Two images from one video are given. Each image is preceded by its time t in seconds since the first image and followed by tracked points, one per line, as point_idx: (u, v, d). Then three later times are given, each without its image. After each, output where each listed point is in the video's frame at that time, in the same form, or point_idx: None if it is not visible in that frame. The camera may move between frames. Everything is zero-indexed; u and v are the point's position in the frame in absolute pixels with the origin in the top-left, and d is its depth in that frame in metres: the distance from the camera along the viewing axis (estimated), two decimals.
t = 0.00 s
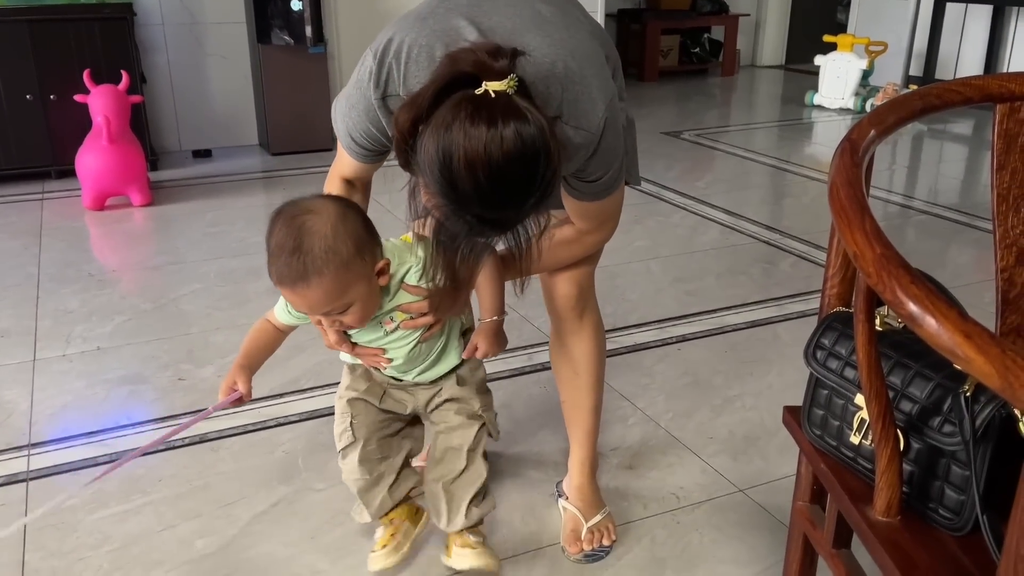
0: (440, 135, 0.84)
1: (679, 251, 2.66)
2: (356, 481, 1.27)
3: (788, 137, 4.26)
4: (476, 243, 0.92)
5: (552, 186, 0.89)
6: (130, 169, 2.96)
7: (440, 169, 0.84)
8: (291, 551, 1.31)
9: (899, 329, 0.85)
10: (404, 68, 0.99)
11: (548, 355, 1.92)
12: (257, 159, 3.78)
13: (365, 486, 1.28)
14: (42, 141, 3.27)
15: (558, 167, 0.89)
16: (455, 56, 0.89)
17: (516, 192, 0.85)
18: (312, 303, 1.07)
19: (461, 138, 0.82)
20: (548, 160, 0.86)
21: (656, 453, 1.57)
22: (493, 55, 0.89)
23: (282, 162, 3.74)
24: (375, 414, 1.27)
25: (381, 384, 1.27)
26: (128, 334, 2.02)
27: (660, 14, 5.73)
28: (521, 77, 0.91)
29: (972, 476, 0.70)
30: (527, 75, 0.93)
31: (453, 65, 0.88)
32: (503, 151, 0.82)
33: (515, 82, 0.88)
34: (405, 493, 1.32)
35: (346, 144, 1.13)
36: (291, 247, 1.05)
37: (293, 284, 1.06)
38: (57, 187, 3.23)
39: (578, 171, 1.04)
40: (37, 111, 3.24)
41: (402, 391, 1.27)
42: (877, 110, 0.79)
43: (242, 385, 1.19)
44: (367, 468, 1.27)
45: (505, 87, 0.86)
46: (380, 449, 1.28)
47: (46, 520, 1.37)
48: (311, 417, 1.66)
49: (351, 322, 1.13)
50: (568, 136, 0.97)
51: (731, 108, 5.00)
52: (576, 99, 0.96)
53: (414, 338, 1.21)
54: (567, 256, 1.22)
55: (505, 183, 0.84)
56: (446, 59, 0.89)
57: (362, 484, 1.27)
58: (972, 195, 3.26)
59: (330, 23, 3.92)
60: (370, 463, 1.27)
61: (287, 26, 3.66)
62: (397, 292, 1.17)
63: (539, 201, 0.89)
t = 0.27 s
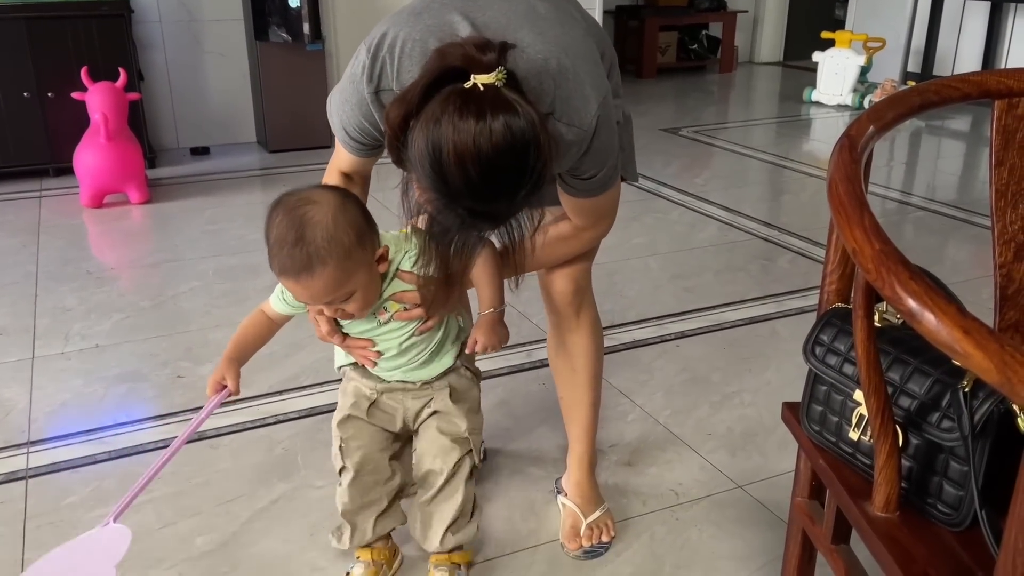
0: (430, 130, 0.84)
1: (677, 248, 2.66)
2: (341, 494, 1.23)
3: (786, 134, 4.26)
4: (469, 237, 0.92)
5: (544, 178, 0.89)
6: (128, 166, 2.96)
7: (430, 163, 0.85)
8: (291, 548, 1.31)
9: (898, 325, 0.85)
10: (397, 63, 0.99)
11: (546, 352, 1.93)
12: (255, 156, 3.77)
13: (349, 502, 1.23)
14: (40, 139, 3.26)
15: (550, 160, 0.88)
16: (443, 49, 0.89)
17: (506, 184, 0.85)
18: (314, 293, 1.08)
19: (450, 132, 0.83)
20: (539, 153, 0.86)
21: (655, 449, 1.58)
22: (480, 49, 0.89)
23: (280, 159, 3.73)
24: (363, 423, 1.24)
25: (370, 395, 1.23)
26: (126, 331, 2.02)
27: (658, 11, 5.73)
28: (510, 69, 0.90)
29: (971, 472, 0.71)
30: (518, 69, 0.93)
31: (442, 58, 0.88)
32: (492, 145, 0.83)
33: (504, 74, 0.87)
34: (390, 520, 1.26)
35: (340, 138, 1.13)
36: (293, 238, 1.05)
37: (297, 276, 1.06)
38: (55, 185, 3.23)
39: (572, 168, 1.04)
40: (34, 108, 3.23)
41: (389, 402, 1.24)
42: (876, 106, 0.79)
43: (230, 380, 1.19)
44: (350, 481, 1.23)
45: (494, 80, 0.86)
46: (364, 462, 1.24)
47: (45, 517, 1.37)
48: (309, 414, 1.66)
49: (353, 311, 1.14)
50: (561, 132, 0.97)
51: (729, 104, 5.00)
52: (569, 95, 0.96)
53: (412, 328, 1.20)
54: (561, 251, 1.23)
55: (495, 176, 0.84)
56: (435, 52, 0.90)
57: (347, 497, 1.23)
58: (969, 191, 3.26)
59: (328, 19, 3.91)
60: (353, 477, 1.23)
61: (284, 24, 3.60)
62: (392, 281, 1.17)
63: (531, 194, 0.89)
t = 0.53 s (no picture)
0: (415, 89, 0.84)
1: (676, 246, 2.66)
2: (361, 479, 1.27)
3: (784, 132, 4.26)
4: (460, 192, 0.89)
5: (536, 134, 0.87)
6: (126, 166, 2.95)
7: (416, 119, 0.84)
8: (290, 547, 1.31)
9: (895, 324, 0.85)
10: (394, 33, 0.98)
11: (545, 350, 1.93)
12: (253, 156, 3.77)
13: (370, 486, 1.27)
14: (37, 139, 3.26)
15: (541, 115, 0.87)
16: (429, 8, 0.90)
17: (494, 137, 0.84)
18: (322, 304, 1.06)
19: (434, 87, 0.83)
20: (527, 106, 0.85)
21: (653, 448, 1.58)
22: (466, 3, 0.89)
23: (278, 158, 3.73)
24: (372, 415, 1.24)
25: (378, 381, 1.23)
26: (125, 331, 2.02)
27: (656, 10, 5.73)
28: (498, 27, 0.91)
29: (968, 470, 0.71)
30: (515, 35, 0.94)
31: (427, 14, 0.89)
32: (476, 96, 0.82)
33: (491, 24, 0.89)
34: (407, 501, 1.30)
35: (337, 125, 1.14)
36: (292, 256, 1.01)
37: (303, 291, 1.03)
38: (53, 184, 3.22)
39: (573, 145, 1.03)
40: (32, 108, 3.23)
41: (397, 393, 1.23)
42: (874, 105, 0.79)
43: (237, 396, 1.16)
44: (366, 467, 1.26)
45: (478, 30, 0.87)
46: (377, 450, 1.25)
47: (44, 518, 1.37)
48: (308, 414, 1.66)
49: (365, 311, 1.12)
50: (561, 106, 0.97)
51: (727, 103, 5.00)
52: (569, 68, 0.97)
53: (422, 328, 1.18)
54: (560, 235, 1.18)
55: (480, 127, 0.83)
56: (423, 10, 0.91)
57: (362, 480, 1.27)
58: (967, 189, 3.26)
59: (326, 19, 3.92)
60: (369, 464, 1.26)
61: (282, 23, 3.61)
62: (401, 280, 1.14)
63: (524, 150, 0.87)
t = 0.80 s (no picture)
0: (425, 64, 0.85)
1: (674, 247, 2.66)
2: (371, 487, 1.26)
3: (782, 132, 4.27)
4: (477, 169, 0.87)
5: (548, 104, 0.87)
6: (125, 168, 2.95)
7: (428, 94, 0.84)
8: (290, 549, 1.31)
9: (893, 324, 0.85)
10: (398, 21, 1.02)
11: (544, 351, 1.93)
12: (251, 157, 3.77)
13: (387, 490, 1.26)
14: (36, 141, 3.26)
15: (552, 87, 0.87)
16: None
17: (507, 106, 0.83)
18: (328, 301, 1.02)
19: (444, 59, 0.83)
20: (538, 76, 0.85)
21: (652, 448, 1.58)
22: None
23: (276, 160, 3.73)
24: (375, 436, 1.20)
25: (386, 400, 1.18)
26: (124, 333, 2.01)
27: (654, 10, 5.73)
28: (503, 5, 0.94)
29: (967, 470, 0.71)
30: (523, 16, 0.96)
31: None
32: (487, 64, 0.82)
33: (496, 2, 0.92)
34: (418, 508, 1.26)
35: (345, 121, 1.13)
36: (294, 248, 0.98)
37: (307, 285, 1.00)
38: (52, 187, 3.22)
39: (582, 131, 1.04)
40: (30, 110, 3.23)
41: (402, 413, 1.19)
42: (872, 105, 0.79)
43: (240, 408, 1.11)
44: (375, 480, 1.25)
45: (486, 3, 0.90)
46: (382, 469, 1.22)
47: (44, 520, 1.37)
48: (308, 416, 1.66)
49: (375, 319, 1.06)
50: (572, 90, 0.98)
51: (725, 103, 5.00)
52: (577, 52, 0.98)
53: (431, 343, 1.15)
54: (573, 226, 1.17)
55: (494, 95, 0.82)
56: None
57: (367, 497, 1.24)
58: (965, 189, 3.27)
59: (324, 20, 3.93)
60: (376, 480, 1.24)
61: (280, 24, 3.65)
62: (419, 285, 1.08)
63: (539, 121, 0.86)
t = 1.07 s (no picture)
0: (449, 38, 0.82)
1: (673, 249, 2.66)
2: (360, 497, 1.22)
3: (781, 134, 4.27)
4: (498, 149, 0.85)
5: (570, 82, 0.86)
6: (124, 173, 2.95)
7: (452, 68, 0.81)
8: (289, 555, 1.31)
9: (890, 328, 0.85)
10: None
11: (543, 355, 1.93)
12: (250, 161, 3.77)
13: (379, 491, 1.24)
14: (35, 146, 3.26)
15: (575, 64, 0.86)
16: None
17: (534, 82, 0.82)
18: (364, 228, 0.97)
19: (470, 32, 0.81)
20: (563, 53, 0.84)
21: (651, 452, 1.58)
22: None
23: (275, 164, 3.74)
24: (367, 457, 1.14)
25: (380, 420, 1.13)
26: (123, 338, 2.02)
27: (652, 13, 5.74)
28: None
29: (963, 474, 0.71)
30: None
31: None
32: (516, 38, 0.81)
33: None
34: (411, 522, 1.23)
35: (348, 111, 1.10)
36: (354, 155, 0.96)
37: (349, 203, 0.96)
38: (51, 192, 3.22)
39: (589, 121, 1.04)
40: (29, 116, 3.23)
41: (398, 434, 1.14)
42: (868, 111, 0.79)
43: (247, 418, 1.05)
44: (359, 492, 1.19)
45: None
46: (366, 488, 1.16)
47: (43, 527, 1.37)
48: (307, 421, 1.66)
49: (402, 268, 1.01)
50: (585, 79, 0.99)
51: (723, 105, 5.01)
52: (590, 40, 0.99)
53: (431, 337, 1.10)
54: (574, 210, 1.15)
55: (522, 70, 0.81)
56: None
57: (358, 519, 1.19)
58: (963, 190, 3.27)
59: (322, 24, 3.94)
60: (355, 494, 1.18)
61: (279, 28, 3.64)
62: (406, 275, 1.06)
63: (561, 97, 0.86)
